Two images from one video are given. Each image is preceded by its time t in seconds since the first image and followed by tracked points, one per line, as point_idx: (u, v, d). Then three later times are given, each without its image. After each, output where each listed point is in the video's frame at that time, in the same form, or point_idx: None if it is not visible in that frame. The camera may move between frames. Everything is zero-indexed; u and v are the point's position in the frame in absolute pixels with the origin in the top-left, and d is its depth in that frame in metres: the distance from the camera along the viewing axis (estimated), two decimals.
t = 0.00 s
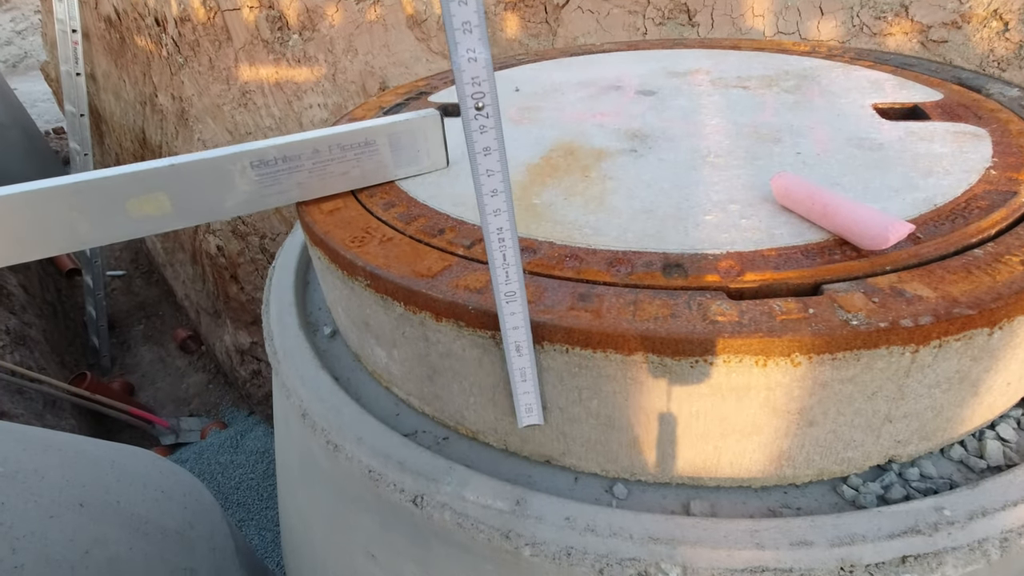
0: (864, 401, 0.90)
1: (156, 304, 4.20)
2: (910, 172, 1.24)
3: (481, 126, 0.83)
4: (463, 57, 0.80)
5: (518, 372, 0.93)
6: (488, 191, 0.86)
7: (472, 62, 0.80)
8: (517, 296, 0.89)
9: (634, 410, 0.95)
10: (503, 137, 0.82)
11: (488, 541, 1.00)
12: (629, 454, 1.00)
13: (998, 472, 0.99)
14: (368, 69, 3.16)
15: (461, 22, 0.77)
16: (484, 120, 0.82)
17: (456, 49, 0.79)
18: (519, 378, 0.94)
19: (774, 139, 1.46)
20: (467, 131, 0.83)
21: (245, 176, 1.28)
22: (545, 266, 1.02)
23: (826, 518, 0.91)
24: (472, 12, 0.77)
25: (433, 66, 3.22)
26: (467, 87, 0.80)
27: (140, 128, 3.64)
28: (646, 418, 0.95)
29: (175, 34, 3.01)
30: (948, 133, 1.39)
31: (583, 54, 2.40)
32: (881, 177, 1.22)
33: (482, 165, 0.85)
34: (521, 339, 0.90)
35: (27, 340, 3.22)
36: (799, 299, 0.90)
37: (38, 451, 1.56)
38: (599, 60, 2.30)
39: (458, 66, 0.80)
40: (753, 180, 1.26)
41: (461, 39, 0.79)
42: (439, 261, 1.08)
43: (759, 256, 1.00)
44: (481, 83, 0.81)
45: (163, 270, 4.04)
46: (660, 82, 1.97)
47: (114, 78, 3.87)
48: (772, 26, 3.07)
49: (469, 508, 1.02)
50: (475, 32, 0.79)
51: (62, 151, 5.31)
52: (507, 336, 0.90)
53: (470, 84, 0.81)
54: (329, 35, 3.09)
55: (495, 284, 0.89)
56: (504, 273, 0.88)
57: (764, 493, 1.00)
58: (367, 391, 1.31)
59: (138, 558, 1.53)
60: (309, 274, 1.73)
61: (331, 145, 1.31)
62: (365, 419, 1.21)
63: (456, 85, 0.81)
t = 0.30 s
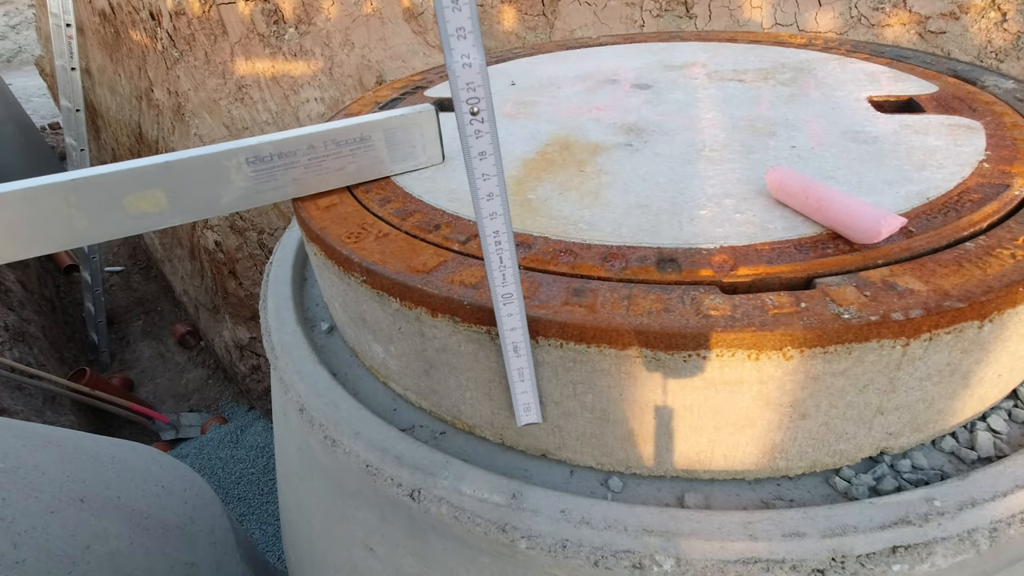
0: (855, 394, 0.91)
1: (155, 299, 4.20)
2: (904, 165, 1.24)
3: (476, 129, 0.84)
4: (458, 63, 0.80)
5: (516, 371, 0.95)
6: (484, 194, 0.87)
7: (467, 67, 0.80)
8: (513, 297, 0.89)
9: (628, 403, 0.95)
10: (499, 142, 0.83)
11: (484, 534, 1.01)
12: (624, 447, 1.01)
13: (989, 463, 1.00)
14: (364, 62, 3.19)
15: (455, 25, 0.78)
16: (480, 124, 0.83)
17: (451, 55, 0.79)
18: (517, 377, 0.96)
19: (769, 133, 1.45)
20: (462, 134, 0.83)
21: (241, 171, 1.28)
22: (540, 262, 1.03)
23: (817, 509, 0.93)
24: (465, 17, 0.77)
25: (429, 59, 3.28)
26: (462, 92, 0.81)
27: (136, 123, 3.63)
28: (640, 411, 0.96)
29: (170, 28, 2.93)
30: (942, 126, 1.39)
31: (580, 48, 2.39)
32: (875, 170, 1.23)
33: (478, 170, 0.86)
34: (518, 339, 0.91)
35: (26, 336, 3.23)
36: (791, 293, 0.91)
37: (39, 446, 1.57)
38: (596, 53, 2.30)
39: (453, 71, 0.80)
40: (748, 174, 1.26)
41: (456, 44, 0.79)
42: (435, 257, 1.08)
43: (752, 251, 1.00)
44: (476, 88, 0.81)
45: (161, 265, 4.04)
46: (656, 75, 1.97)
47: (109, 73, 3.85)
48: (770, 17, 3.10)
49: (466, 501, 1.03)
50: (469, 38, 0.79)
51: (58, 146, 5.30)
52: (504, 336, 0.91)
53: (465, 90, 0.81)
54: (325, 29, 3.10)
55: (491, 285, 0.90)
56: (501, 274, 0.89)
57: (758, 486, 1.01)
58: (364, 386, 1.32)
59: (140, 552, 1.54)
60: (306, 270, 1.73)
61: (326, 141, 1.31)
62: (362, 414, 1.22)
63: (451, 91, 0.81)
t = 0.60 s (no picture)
0: (841, 406, 0.93)
1: (156, 305, 4.23)
2: (891, 177, 1.26)
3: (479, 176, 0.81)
4: (472, 173, 0.81)
5: (524, 431, 1.00)
6: (488, 249, 0.85)
7: (480, 178, 0.81)
8: (522, 369, 0.92)
9: (619, 416, 0.98)
10: (510, 240, 0.84)
11: (481, 544, 1.03)
12: (617, 458, 1.04)
13: (975, 470, 1.03)
14: (363, 69, 3.19)
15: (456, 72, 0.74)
16: (491, 225, 0.84)
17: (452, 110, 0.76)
18: (525, 436, 1.00)
19: (760, 144, 1.47)
20: (473, 233, 0.84)
21: (240, 189, 1.30)
22: (534, 277, 1.05)
23: (806, 518, 0.95)
24: (479, 134, 0.78)
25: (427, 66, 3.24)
26: (475, 199, 0.82)
27: (136, 131, 3.65)
28: (632, 424, 0.98)
29: (169, 37, 2.99)
30: (929, 137, 1.41)
31: (575, 57, 2.41)
32: (863, 182, 1.25)
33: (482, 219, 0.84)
34: (525, 404, 0.96)
35: (28, 344, 3.25)
36: (778, 307, 0.93)
37: (43, 456, 1.60)
38: (592, 62, 2.32)
39: (466, 180, 0.81)
40: (738, 186, 1.28)
41: (470, 158, 0.80)
42: (431, 273, 1.11)
43: (741, 264, 1.03)
44: (489, 194, 0.82)
45: (162, 272, 4.07)
46: (650, 85, 1.99)
47: (109, 81, 3.87)
48: (766, 21, 3.14)
49: (463, 512, 1.05)
50: (479, 129, 0.78)
51: (60, 154, 5.34)
52: (512, 402, 0.95)
53: (477, 196, 0.82)
54: (324, 36, 3.13)
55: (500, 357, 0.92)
56: (509, 348, 0.91)
57: (748, 495, 1.03)
58: (364, 398, 1.34)
59: (143, 561, 1.56)
60: (306, 281, 1.76)
61: (324, 157, 1.33)
62: (361, 426, 1.24)
63: (464, 198, 0.82)
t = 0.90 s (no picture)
0: (828, 477, 0.99)
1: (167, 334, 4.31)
2: (876, 246, 1.33)
3: (504, 265, 0.95)
4: (506, 306, 0.97)
5: (546, 507, 1.08)
6: (512, 331, 0.97)
7: (513, 308, 0.97)
8: (545, 457, 1.01)
9: (620, 487, 1.04)
10: (538, 355, 0.96)
11: None
12: (620, 525, 1.10)
13: (962, 533, 1.08)
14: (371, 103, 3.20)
15: (487, 184, 0.92)
16: (523, 344, 0.97)
17: (483, 211, 0.93)
18: (546, 511, 1.09)
19: (752, 209, 1.54)
20: (506, 351, 0.97)
21: (263, 264, 1.42)
22: (538, 353, 1.13)
23: None
24: (513, 272, 0.95)
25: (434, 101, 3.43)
26: (508, 323, 0.97)
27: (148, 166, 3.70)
28: (632, 494, 1.05)
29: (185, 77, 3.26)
30: (914, 201, 1.48)
31: (577, 109, 2.48)
32: (849, 251, 1.32)
33: (505, 300, 0.97)
34: (548, 485, 1.04)
35: (44, 374, 3.32)
36: (766, 386, 1.00)
37: (68, 501, 1.67)
38: (592, 115, 2.40)
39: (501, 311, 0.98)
40: (732, 255, 1.35)
41: (505, 292, 0.97)
42: (442, 348, 1.18)
43: (732, 340, 1.10)
44: (520, 319, 0.98)
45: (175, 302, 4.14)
46: (648, 141, 2.07)
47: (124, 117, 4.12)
48: (764, 54, 3.09)
49: None
50: (512, 269, 0.96)
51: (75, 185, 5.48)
52: (536, 485, 1.04)
53: (510, 320, 0.98)
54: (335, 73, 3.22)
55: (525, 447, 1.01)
56: (534, 440, 0.99)
57: (745, 558, 1.08)
58: (379, 458, 1.41)
59: None
60: (321, 337, 1.83)
61: (340, 232, 1.42)
62: (377, 488, 1.31)
63: (499, 322, 0.97)
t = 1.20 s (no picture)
0: (846, 545, 1.00)
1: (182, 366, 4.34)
2: (885, 303, 1.36)
3: (528, 351, 1.05)
4: (529, 389, 1.06)
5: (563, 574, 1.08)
6: (535, 412, 1.05)
7: (536, 392, 1.06)
8: (564, 526, 1.03)
9: (638, 555, 1.05)
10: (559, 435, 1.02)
11: None
12: None
13: None
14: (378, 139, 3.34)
15: (513, 279, 1.02)
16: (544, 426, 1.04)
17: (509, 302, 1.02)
18: None
19: (761, 265, 1.57)
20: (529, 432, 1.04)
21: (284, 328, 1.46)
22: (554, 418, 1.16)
23: None
24: (535, 358, 1.04)
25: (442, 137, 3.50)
26: (530, 404, 1.05)
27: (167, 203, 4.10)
28: (651, 562, 1.05)
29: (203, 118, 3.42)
30: (920, 256, 1.51)
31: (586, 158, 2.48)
32: (858, 310, 1.34)
33: (528, 383, 1.06)
34: (566, 553, 1.06)
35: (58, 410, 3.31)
36: (779, 455, 1.02)
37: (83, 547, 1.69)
38: (599, 164, 2.38)
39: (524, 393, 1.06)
40: (742, 312, 1.38)
41: (528, 375, 1.05)
42: (460, 413, 1.21)
43: (745, 406, 1.12)
44: (541, 401, 1.05)
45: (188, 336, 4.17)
46: (655, 192, 2.08)
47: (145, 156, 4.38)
48: (768, 92, 2.90)
49: None
50: (535, 356, 1.05)
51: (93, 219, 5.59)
52: (554, 552, 1.06)
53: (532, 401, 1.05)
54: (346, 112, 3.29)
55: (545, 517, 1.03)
56: (554, 510, 1.02)
57: None
58: (397, 517, 1.42)
59: None
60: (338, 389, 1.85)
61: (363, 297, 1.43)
62: (396, 549, 1.33)
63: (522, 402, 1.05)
